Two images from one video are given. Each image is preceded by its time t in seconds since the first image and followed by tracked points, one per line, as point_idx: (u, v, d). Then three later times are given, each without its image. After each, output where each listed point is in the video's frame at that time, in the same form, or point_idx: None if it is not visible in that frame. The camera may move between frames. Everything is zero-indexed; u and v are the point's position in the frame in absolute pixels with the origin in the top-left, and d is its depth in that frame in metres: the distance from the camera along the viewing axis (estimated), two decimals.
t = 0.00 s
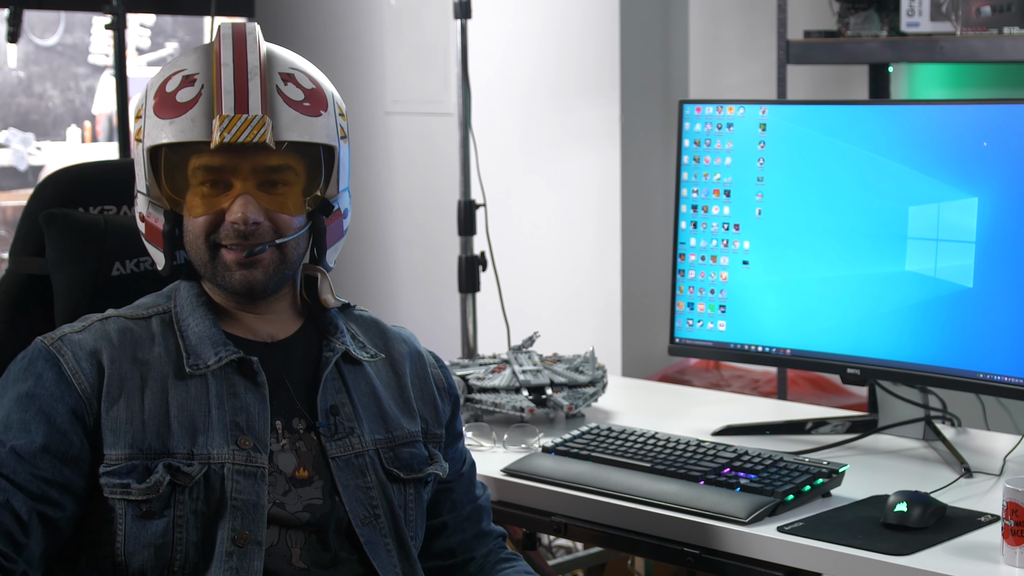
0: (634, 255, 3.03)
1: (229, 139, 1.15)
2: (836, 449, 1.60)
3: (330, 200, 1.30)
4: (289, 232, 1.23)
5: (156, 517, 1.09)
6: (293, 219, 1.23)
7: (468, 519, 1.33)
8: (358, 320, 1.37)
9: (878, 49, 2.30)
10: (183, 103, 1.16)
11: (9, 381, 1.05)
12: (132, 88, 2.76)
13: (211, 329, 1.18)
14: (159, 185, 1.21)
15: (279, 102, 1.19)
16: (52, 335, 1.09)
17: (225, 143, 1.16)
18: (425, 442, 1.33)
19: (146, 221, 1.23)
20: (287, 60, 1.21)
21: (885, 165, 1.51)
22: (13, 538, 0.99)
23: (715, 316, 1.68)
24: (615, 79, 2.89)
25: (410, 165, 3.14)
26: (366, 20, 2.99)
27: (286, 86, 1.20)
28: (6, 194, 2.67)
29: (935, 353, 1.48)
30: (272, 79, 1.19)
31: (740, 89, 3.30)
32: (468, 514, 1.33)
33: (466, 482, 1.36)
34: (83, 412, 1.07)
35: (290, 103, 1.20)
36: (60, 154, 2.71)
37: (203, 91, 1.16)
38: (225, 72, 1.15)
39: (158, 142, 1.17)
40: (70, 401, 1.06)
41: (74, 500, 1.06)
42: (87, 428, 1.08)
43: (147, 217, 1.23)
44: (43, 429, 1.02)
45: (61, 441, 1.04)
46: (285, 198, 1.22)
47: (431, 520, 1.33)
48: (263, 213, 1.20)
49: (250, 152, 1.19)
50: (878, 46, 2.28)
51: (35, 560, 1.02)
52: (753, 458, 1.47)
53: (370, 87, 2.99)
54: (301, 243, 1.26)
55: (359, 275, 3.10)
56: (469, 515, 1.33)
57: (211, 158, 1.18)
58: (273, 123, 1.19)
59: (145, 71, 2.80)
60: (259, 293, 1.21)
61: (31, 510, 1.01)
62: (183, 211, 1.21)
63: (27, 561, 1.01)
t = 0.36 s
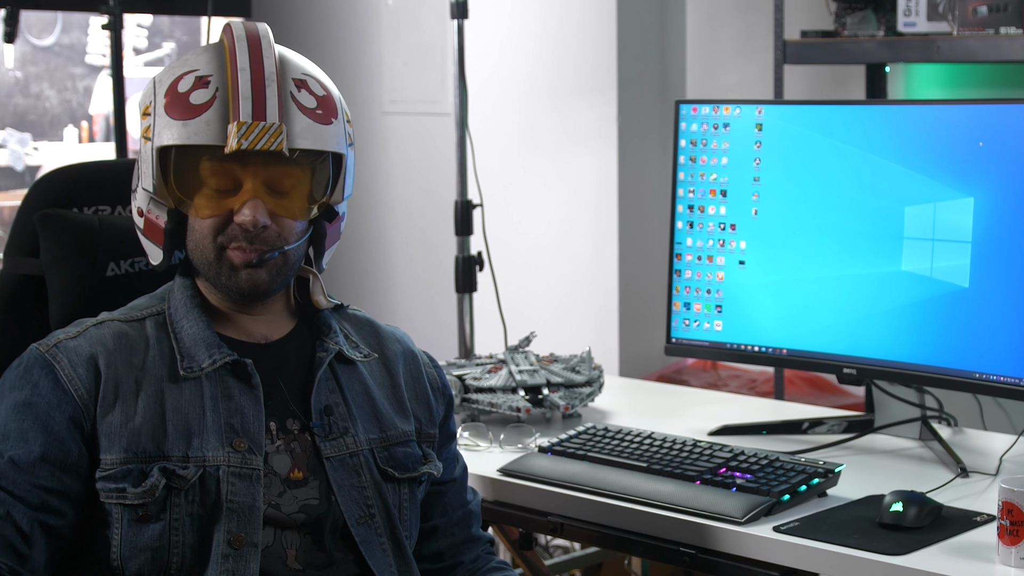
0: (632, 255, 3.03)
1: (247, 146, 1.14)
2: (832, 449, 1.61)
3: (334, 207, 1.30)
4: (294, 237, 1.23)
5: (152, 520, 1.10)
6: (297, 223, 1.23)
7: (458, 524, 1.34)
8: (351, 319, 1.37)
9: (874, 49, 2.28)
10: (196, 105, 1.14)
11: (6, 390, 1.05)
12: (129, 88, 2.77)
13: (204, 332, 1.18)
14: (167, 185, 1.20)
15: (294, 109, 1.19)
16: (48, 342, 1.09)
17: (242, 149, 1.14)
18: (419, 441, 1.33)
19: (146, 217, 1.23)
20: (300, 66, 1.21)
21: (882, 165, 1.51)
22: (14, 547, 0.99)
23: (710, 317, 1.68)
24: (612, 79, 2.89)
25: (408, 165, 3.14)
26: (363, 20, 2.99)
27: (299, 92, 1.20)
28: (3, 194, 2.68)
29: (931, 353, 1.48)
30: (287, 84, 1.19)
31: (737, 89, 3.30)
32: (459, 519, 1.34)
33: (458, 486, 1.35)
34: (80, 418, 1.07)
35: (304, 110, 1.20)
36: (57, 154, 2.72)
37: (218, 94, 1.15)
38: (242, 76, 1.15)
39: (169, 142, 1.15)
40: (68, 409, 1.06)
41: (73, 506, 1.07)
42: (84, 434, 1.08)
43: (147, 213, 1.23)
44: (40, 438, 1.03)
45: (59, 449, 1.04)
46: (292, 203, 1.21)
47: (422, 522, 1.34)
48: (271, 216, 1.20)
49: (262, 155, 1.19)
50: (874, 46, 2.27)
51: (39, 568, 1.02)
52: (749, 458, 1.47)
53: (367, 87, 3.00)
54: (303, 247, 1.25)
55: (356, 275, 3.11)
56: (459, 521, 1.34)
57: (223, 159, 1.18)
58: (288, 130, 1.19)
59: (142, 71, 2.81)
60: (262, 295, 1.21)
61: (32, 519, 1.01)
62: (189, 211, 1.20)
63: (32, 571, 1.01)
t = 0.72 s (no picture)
0: (628, 254, 3.04)
1: (264, 141, 1.13)
2: (828, 448, 1.61)
3: (340, 205, 1.31)
4: (303, 234, 1.22)
5: (151, 519, 1.10)
6: (305, 221, 1.22)
7: (452, 523, 1.34)
8: (345, 319, 1.37)
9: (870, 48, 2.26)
10: (209, 101, 1.14)
11: (3, 386, 1.05)
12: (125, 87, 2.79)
13: (202, 331, 1.18)
14: (176, 183, 1.18)
15: (305, 106, 1.19)
16: (45, 339, 1.09)
17: (258, 144, 1.13)
18: (415, 441, 1.33)
19: (150, 215, 1.21)
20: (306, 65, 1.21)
21: (877, 165, 1.51)
22: (11, 544, 1.00)
23: (706, 316, 1.69)
24: (608, 78, 2.89)
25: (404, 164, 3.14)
26: (360, 20, 3.00)
27: (309, 90, 1.20)
28: None
29: (927, 352, 1.48)
30: (297, 82, 1.19)
31: (733, 89, 3.30)
32: (453, 517, 1.34)
33: (452, 486, 1.36)
34: (78, 415, 1.07)
35: (314, 107, 1.20)
36: (53, 153, 2.73)
37: (231, 90, 1.15)
38: (256, 73, 1.15)
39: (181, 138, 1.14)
40: (66, 405, 1.06)
41: (71, 503, 1.07)
42: (82, 431, 1.08)
43: (152, 212, 1.21)
44: (38, 434, 1.03)
45: (57, 444, 1.05)
46: (299, 200, 1.21)
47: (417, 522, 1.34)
48: (282, 213, 1.20)
49: (272, 153, 1.19)
50: (871, 46, 2.24)
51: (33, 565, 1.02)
52: (744, 457, 1.47)
53: (363, 86, 3.00)
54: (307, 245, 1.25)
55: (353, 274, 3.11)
56: (453, 519, 1.34)
57: (234, 155, 1.18)
58: (301, 127, 1.19)
59: (138, 70, 2.82)
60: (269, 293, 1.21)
61: (29, 514, 1.02)
62: (198, 208, 1.19)
63: (27, 567, 1.01)
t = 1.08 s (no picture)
0: (625, 255, 3.04)
1: (232, 143, 1.14)
2: (824, 449, 1.61)
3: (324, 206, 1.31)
4: (281, 237, 1.22)
5: (149, 521, 1.09)
6: (285, 224, 1.22)
7: (449, 522, 1.34)
8: (341, 320, 1.37)
9: (866, 49, 2.32)
10: (185, 103, 1.15)
11: None
12: (120, 87, 2.79)
13: (198, 333, 1.18)
14: (155, 184, 1.20)
15: (282, 108, 1.19)
16: (42, 341, 1.09)
17: (228, 146, 1.14)
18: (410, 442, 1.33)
19: (137, 218, 1.23)
20: (289, 65, 1.21)
21: (872, 165, 1.51)
22: (6, 546, 0.99)
23: (703, 316, 1.69)
24: (605, 79, 2.89)
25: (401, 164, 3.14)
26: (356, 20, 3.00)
27: (288, 91, 1.20)
28: None
29: (923, 353, 1.48)
30: (275, 84, 1.19)
31: (729, 89, 3.31)
32: (449, 518, 1.34)
33: (447, 485, 1.35)
34: (75, 417, 1.07)
35: (292, 109, 1.20)
36: (49, 153, 2.74)
37: (206, 92, 1.15)
38: (230, 75, 1.15)
39: (156, 141, 1.16)
40: (62, 407, 1.06)
41: (67, 506, 1.07)
42: (79, 434, 1.08)
43: (138, 214, 1.23)
44: (34, 436, 1.03)
45: (53, 446, 1.04)
46: (280, 203, 1.22)
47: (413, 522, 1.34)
48: (259, 217, 1.20)
49: (249, 156, 1.19)
50: (867, 46, 2.31)
51: (30, 566, 1.02)
52: (741, 457, 1.47)
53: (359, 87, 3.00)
54: (290, 247, 1.25)
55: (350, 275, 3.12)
56: (449, 519, 1.34)
57: (209, 158, 1.17)
58: (276, 129, 1.19)
59: (134, 71, 2.83)
60: (248, 295, 1.20)
61: (25, 516, 1.01)
62: (177, 210, 1.20)
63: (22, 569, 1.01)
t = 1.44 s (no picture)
0: (623, 255, 3.04)
1: (204, 142, 1.14)
2: (822, 449, 1.61)
3: (306, 201, 1.29)
4: (265, 233, 1.22)
5: (142, 524, 1.10)
6: (269, 220, 1.22)
7: (447, 520, 1.33)
8: (335, 321, 1.37)
9: (864, 49, 2.32)
10: (157, 105, 1.15)
11: None
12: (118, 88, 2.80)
13: (190, 335, 1.18)
14: (134, 188, 1.20)
15: (254, 104, 1.18)
16: (32, 344, 1.09)
17: (201, 145, 1.15)
18: (406, 442, 1.33)
19: (121, 223, 1.23)
20: (262, 60, 1.20)
21: (870, 166, 1.51)
22: None
23: (701, 317, 1.68)
24: (603, 79, 2.89)
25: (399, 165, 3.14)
26: (354, 20, 3.00)
27: (260, 87, 1.19)
28: None
29: (921, 353, 1.48)
30: (246, 80, 1.18)
31: (727, 90, 3.31)
32: (447, 516, 1.34)
33: (445, 484, 1.36)
34: (64, 421, 1.07)
35: (264, 104, 1.19)
36: (47, 154, 2.75)
37: (177, 93, 1.15)
38: (199, 73, 1.14)
39: (133, 144, 1.16)
40: (50, 411, 1.06)
41: (56, 511, 1.06)
42: (69, 437, 1.08)
43: (122, 219, 1.23)
44: (22, 440, 1.03)
45: (42, 451, 1.04)
46: (261, 199, 1.21)
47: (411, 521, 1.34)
48: (240, 214, 1.19)
49: (224, 153, 1.18)
50: (864, 47, 2.31)
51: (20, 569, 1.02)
52: (739, 459, 1.47)
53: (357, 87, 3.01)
54: (277, 243, 1.25)
55: (347, 275, 3.12)
56: (448, 517, 1.34)
57: (185, 159, 1.17)
58: (249, 125, 1.18)
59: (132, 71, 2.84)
60: (236, 295, 1.20)
61: (12, 522, 1.01)
62: (158, 213, 1.20)
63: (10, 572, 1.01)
